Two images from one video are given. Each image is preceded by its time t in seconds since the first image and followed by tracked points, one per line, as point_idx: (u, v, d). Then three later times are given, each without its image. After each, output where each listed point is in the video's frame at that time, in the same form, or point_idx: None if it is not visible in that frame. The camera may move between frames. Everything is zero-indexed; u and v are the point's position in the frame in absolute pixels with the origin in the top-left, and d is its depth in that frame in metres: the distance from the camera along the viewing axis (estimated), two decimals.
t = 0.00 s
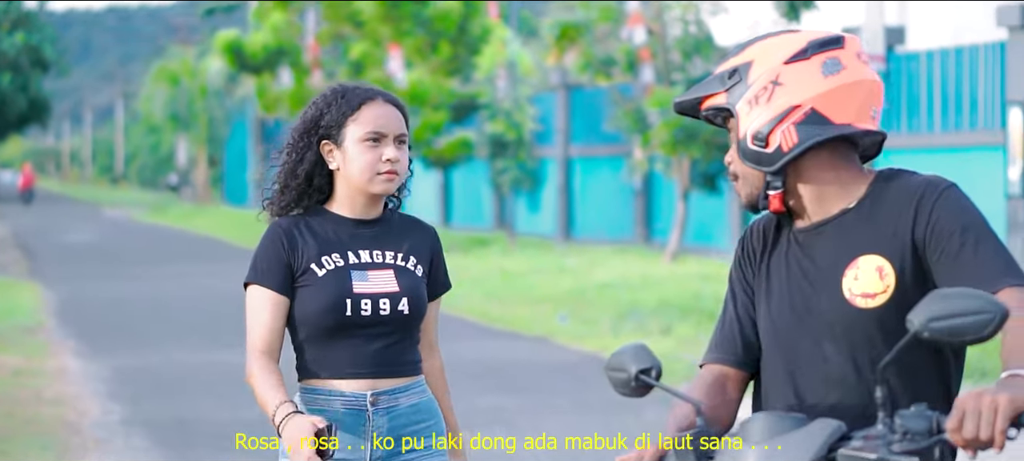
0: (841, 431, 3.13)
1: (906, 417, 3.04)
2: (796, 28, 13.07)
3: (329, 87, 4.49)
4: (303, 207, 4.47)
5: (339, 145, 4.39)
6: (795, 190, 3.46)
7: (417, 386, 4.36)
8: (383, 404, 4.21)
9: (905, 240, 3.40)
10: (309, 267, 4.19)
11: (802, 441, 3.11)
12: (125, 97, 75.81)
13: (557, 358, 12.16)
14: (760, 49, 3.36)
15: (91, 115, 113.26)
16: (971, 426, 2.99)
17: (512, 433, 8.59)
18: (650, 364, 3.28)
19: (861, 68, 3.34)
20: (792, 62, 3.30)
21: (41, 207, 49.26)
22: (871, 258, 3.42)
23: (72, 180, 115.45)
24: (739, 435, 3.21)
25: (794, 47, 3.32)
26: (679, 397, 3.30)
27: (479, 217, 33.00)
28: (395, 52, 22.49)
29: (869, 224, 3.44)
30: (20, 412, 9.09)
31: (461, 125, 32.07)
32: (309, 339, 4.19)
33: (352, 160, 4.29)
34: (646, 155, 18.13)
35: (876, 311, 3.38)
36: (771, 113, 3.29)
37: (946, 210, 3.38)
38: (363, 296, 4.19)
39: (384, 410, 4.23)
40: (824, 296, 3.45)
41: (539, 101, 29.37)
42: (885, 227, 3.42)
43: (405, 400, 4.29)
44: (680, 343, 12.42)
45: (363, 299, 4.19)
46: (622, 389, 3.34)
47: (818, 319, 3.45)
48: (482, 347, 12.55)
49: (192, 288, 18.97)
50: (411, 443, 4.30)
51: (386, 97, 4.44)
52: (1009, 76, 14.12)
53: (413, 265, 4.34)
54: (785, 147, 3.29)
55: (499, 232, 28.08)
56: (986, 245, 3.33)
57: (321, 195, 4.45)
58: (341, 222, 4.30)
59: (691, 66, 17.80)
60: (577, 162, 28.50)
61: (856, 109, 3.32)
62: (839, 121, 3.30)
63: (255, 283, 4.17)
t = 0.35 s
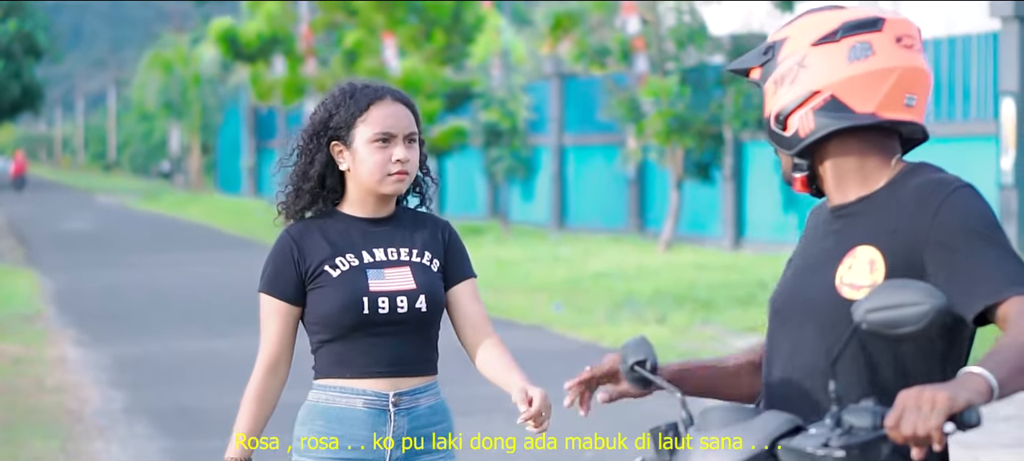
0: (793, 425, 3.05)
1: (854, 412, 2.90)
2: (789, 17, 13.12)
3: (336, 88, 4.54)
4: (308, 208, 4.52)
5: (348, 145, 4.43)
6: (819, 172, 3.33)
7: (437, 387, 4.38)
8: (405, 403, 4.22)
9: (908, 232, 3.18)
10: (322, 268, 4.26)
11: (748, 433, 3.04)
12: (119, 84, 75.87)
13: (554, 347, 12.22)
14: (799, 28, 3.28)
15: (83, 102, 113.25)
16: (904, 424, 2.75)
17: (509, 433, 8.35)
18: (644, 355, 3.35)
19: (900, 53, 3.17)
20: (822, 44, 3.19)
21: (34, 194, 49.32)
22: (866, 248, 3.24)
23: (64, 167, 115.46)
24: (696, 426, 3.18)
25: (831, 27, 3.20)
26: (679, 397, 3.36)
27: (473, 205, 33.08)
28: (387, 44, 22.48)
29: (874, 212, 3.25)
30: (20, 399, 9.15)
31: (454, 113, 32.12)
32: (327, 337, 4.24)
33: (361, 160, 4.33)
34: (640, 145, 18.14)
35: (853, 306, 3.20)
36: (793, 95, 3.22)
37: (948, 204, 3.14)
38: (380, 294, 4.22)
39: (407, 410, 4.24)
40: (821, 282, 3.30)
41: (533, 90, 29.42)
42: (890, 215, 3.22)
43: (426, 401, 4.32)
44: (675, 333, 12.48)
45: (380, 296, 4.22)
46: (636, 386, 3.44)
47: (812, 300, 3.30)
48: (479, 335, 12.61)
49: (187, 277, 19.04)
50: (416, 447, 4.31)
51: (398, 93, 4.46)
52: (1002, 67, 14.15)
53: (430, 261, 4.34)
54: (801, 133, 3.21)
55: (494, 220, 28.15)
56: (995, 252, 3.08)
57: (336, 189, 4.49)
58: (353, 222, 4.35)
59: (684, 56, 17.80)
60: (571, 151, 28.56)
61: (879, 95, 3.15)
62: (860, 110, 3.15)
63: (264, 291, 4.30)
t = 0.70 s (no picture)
0: (797, 413, 3.06)
1: (856, 399, 2.89)
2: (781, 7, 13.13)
3: (317, 90, 4.53)
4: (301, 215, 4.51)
5: (337, 148, 4.43)
6: (827, 164, 3.36)
7: (425, 389, 4.44)
8: (398, 407, 4.29)
9: (903, 239, 3.23)
10: (319, 276, 4.25)
11: (747, 424, 3.06)
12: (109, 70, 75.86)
13: (547, 336, 12.27)
14: (807, 17, 3.29)
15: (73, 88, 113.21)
16: (909, 411, 2.81)
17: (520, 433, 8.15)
18: (650, 347, 3.39)
19: (910, 43, 3.21)
20: (832, 35, 3.21)
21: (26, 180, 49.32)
22: (858, 244, 3.29)
23: (55, 154, 115.44)
24: (697, 421, 3.18)
25: (840, 18, 3.22)
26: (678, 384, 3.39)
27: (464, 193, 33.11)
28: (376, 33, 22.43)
29: (873, 214, 3.28)
30: (18, 389, 9.20)
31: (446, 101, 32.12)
32: (327, 344, 4.25)
33: (352, 161, 4.34)
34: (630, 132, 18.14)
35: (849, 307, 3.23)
36: (804, 87, 3.24)
37: (944, 212, 3.18)
38: (381, 300, 4.25)
39: (399, 414, 4.30)
40: (816, 279, 3.35)
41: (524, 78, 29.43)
42: (886, 218, 3.26)
43: (416, 404, 4.38)
44: (668, 322, 12.53)
45: (381, 303, 4.25)
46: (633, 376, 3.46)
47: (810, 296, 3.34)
48: (473, 324, 12.65)
49: (181, 265, 19.10)
50: (416, 448, 4.37)
51: (385, 94, 4.47)
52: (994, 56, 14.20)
53: (425, 264, 4.38)
54: (813, 124, 3.24)
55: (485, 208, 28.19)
56: (992, 268, 3.13)
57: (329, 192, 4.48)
58: (345, 227, 4.36)
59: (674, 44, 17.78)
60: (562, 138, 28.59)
61: (892, 87, 3.20)
62: (871, 102, 3.20)
63: (261, 300, 4.26)
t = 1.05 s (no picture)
0: (796, 402, 3.08)
1: (855, 390, 2.90)
2: None
3: (320, 77, 4.54)
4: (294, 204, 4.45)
5: (338, 137, 4.43)
6: (818, 167, 3.38)
7: (418, 380, 4.46)
8: (398, 397, 4.31)
9: (900, 230, 3.25)
10: (324, 263, 4.24)
11: (746, 413, 3.07)
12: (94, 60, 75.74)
13: (534, 324, 12.28)
14: (789, 22, 3.29)
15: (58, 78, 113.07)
16: (906, 403, 2.80)
17: (512, 433, 7.84)
18: (646, 336, 3.39)
19: (892, 42, 3.20)
20: (815, 39, 3.21)
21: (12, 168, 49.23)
22: (860, 242, 3.29)
23: (40, 143, 115.37)
24: (693, 413, 3.17)
25: (825, 20, 3.22)
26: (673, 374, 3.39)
27: (451, 181, 33.11)
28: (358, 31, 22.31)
29: (867, 211, 3.30)
30: (7, 378, 9.21)
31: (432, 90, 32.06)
32: (327, 334, 4.25)
33: (353, 151, 4.34)
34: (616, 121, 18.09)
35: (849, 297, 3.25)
36: (793, 92, 3.23)
37: (938, 204, 3.20)
38: (384, 291, 4.26)
39: (399, 404, 4.33)
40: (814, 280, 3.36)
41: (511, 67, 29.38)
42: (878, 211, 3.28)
43: (413, 394, 4.40)
44: (655, 310, 12.54)
45: (384, 293, 4.26)
46: (627, 362, 3.46)
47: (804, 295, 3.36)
48: (459, 312, 12.66)
49: (168, 254, 19.10)
50: (414, 442, 4.42)
51: (385, 83, 4.48)
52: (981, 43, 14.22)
53: (422, 254, 4.43)
54: (804, 128, 3.23)
55: (472, 196, 28.18)
56: (982, 255, 3.13)
57: (329, 179, 4.45)
58: (344, 214, 4.38)
59: (660, 32, 17.74)
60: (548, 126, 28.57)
61: (879, 86, 3.19)
62: (861, 101, 3.19)
63: (265, 285, 4.19)
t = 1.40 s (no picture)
0: (771, 403, 3.09)
1: (830, 389, 2.90)
2: None
3: (316, 80, 4.59)
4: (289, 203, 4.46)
5: (336, 135, 4.49)
6: (812, 180, 3.38)
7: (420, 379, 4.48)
8: (399, 395, 4.33)
9: (894, 233, 3.28)
10: (321, 261, 4.27)
11: (723, 414, 3.07)
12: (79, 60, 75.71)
13: (522, 325, 12.28)
14: (781, 36, 3.30)
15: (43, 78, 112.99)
16: (881, 401, 2.80)
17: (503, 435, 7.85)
18: (621, 341, 3.39)
19: (883, 55, 3.24)
20: (810, 53, 3.22)
21: None
22: (858, 252, 3.33)
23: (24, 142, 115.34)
24: (668, 416, 3.15)
25: (817, 34, 3.24)
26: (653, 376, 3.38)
27: (437, 181, 33.09)
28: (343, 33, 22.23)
29: (866, 216, 3.34)
30: None
31: (418, 91, 32.04)
32: (324, 334, 4.27)
33: (353, 149, 4.39)
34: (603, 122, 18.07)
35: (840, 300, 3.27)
36: (787, 104, 3.23)
37: (926, 212, 3.23)
38: (383, 289, 4.28)
39: (400, 401, 4.34)
40: (811, 288, 3.40)
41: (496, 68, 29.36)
42: (876, 215, 3.31)
43: (414, 391, 4.42)
44: (642, 311, 12.54)
45: (382, 291, 4.28)
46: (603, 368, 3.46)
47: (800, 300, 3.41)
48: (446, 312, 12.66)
49: (153, 254, 19.06)
50: (412, 445, 4.43)
51: (379, 82, 4.53)
52: (967, 44, 14.23)
53: (420, 253, 4.45)
54: (799, 140, 3.24)
55: (457, 197, 28.16)
56: (958, 256, 3.15)
57: (327, 175, 4.47)
58: (343, 214, 4.41)
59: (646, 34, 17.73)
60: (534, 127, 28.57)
61: (871, 99, 3.23)
62: (855, 113, 3.22)
63: (260, 286, 4.23)
